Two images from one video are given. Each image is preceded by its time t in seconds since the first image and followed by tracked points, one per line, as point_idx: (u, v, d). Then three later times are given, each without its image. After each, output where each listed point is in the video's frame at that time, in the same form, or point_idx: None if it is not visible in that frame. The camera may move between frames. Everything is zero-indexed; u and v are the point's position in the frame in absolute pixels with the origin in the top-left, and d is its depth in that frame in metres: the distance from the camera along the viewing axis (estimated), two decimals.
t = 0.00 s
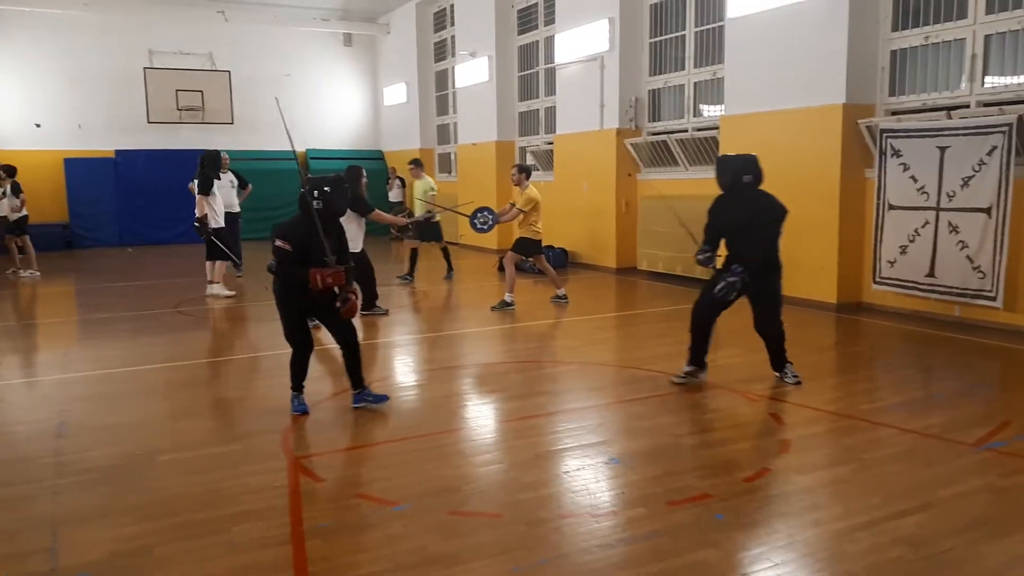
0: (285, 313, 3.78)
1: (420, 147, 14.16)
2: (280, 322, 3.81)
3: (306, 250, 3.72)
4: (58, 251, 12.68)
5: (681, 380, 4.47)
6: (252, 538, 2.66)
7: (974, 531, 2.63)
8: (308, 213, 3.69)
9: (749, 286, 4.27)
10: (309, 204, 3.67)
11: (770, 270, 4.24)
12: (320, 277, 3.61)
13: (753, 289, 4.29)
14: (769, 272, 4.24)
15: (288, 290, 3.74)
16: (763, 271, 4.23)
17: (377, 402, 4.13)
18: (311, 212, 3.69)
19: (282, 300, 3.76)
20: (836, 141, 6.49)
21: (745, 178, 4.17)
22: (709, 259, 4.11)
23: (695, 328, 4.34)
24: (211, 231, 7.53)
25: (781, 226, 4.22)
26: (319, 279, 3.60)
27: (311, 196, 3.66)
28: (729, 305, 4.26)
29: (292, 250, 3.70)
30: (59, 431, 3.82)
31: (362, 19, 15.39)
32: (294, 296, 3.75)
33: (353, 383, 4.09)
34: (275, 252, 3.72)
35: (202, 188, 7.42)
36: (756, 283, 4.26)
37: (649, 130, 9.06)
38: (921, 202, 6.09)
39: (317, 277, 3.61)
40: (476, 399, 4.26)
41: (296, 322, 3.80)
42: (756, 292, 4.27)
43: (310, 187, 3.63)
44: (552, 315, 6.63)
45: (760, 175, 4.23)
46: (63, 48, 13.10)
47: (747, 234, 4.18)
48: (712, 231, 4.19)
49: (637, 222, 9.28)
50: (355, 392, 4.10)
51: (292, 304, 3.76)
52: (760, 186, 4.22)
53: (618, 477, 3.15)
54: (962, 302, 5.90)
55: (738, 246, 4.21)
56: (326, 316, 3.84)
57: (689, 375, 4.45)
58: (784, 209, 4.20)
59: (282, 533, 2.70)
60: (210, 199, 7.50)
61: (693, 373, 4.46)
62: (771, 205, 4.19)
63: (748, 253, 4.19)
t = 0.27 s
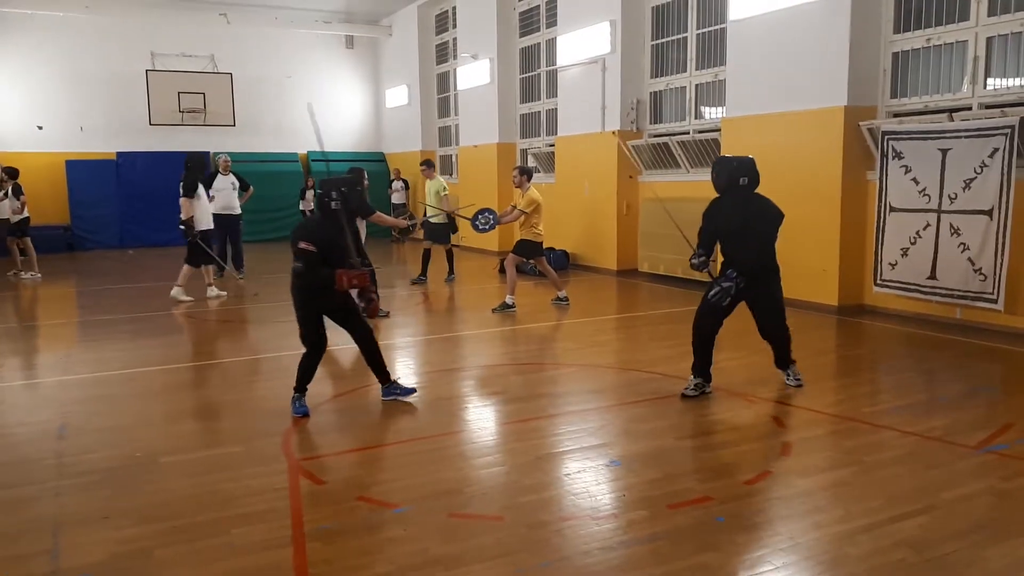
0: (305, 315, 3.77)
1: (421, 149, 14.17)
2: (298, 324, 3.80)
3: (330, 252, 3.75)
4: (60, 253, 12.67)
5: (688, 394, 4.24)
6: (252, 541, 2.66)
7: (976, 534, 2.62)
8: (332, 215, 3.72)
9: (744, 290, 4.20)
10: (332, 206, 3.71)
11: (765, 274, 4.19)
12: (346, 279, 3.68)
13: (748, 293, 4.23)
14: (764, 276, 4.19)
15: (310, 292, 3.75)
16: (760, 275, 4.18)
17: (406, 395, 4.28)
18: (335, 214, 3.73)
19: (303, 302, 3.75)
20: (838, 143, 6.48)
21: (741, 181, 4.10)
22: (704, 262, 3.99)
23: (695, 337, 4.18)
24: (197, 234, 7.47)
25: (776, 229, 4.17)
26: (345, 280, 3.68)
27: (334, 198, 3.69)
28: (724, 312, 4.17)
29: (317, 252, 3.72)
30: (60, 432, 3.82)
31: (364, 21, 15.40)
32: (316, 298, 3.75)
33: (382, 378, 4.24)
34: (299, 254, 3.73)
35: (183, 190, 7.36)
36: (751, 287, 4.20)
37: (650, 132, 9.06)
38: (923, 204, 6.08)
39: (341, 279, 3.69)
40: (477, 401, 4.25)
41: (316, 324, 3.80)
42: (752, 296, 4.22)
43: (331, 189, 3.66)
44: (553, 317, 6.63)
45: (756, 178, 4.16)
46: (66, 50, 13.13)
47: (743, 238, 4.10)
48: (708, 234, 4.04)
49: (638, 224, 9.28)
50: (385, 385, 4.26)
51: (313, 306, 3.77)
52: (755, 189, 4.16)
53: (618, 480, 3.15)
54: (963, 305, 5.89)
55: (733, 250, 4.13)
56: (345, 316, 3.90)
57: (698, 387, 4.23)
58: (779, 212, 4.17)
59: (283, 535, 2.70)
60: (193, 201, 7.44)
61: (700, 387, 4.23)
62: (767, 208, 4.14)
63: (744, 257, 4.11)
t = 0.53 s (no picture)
0: (337, 315, 3.79)
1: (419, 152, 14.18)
2: (329, 323, 3.81)
3: (365, 253, 3.77)
4: (57, 254, 12.65)
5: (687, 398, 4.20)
6: (248, 544, 2.65)
7: (974, 538, 2.62)
8: (368, 216, 3.73)
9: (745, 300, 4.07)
10: (368, 208, 3.71)
11: (766, 283, 4.03)
12: (384, 279, 3.76)
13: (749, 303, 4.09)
14: (765, 285, 4.04)
15: (345, 292, 3.76)
16: (760, 284, 4.03)
17: (406, 400, 4.25)
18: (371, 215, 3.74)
19: (336, 302, 3.77)
20: (835, 146, 6.49)
21: (736, 188, 3.99)
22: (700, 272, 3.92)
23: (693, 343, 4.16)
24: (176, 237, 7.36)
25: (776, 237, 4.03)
26: (382, 281, 3.76)
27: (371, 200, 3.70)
28: (722, 322, 4.09)
29: (353, 253, 3.73)
30: (56, 435, 3.81)
31: (363, 24, 15.42)
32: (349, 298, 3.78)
33: (386, 381, 4.24)
34: (335, 254, 3.73)
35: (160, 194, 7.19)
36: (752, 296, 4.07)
37: (648, 135, 9.07)
38: (920, 207, 6.09)
39: (379, 279, 3.76)
40: (474, 404, 4.25)
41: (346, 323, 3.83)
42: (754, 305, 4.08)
43: (365, 190, 3.66)
44: (550, 320, 6.63)
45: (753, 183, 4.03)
46: (64, 52, 13.13)
47: (740, 246, 3.97)
48: (702, 244, 3.98)
49: (635, 227, 9.28)
50: (385, 389, 4.25)
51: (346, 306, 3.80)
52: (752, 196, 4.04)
53: (616, 483, 3.14)
54: (961, 308, 5.90)
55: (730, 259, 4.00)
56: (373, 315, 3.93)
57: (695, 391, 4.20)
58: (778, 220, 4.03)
59: (279, 538, 2.69)
60: (171, 204, 7.29)
61: (697, 391, 4.21)
62: (764, 216, 4.02)
63: (741, 266, 3.98)
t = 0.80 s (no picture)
0: (339, 321, 3.80)
1: (410, 156, 14.17)
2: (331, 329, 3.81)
3: (371, 261, 3.80)
4: (46, 258, 12.54)
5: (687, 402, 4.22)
6: (235, 550, 2.63)
7: (960, 543, 2.63)
8: (378, 225, 3.77)
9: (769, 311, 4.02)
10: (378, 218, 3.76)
11: (788, 292, 3.99)
12: (388, 286, 3.87)
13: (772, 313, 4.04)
14: (787, 295, 4.00)
15: (349, 299, 3.78)
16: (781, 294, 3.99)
17: (395, 406, 4.24)
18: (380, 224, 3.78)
19: (340, 309, 3.78)
20: (824, 152, 6.53)
21: (755, 198, 3.96)
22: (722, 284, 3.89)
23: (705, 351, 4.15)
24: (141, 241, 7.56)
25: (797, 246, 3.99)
26: (386, 287, 3.87)
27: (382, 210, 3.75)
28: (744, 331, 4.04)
29: (359, 261, 3.77)
30: (42, 439, 3.78)
31: (354, 28, 15.41)
32: (354, 305, 3.79)
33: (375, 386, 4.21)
34: (341, 262, 3.76)
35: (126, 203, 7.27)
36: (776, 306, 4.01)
37: (639, 140, 9.10)
38: (908, 213, 6.13)
39: (384, 285, 3.87)
40: (464, 409, 4.24)
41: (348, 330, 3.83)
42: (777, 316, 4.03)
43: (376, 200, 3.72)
44: (541, 324, 6.63)
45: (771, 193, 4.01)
46: (53, 55, 13.06)
47: (761, 256, 3.94)
48: (726, 254, 3.96)
49: (626, 233, 9.30)
50: (375, 394, 4.23)
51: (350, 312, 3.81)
52: (771, 205, 4.00)
53: (605, 488, 3.14)
54: (948, 314, 5.94)
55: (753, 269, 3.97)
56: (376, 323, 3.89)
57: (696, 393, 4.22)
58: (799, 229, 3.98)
59: (267, 544, 2.68)
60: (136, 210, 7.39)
61: (691, 396, 4.24)
62: (784, 225, 3.97)
63: (764, 275, 3.94)
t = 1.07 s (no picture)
0: (312, 320, 3.78)
1: (397, 158, 14.15)
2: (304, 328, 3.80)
3: (347, 261, 3.79)
4: (28, 259, 12.41)
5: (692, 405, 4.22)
6: (220, 553, 2.61)
7: (945, 542, 2.65)
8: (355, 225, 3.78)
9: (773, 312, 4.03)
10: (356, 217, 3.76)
11: (791, 295, 4.01)
12: (361, 286, 3.72)
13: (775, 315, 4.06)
14: (790, 298, 4.01)
15: (322, 298, 3.76)
16: (784, 296, 4.00)
17: (382, 408, 4.23)
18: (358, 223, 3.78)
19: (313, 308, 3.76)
20: (810, 154, 6.57)
21: (761, 200, 3.95)
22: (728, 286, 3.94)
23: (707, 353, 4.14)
24: (101, 244, 7.44)
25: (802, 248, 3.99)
26: (359, 288, 3.72)
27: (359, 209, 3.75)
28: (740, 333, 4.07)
29: (335, 260, 3.74)
30: (24, 443, 3.73)
31: (342, 29, 15.36)
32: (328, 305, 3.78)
33: (361, 387, 4.21)
34: (317, 261, 3.74)
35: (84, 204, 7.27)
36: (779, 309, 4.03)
37: (626, 142, 9.12)
38: (892, 215, 6.18)
39: (357, 287, 3.72)
40: (451, 411, 4.23)
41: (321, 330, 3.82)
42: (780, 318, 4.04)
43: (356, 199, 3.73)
44: (528, 326, 6.63)
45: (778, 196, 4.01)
46: (36, 54, 12.94)
47: (765, 259, 3.94)
48: (731, 256, 3.98)
49: (613, 234, 9.32)
50: (362, 395, 4.23)
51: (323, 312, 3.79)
52: (777, 206, 4.01)
53: (592, 489, 3.14)
54: (932, 315, 5.99)
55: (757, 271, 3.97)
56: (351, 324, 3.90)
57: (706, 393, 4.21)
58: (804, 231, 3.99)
59: (253, 547, 2.66)
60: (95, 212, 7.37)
61: (700, 399, 4.23)
62: (790, 227, 3.98)
63: (769, 278, 3.95)
